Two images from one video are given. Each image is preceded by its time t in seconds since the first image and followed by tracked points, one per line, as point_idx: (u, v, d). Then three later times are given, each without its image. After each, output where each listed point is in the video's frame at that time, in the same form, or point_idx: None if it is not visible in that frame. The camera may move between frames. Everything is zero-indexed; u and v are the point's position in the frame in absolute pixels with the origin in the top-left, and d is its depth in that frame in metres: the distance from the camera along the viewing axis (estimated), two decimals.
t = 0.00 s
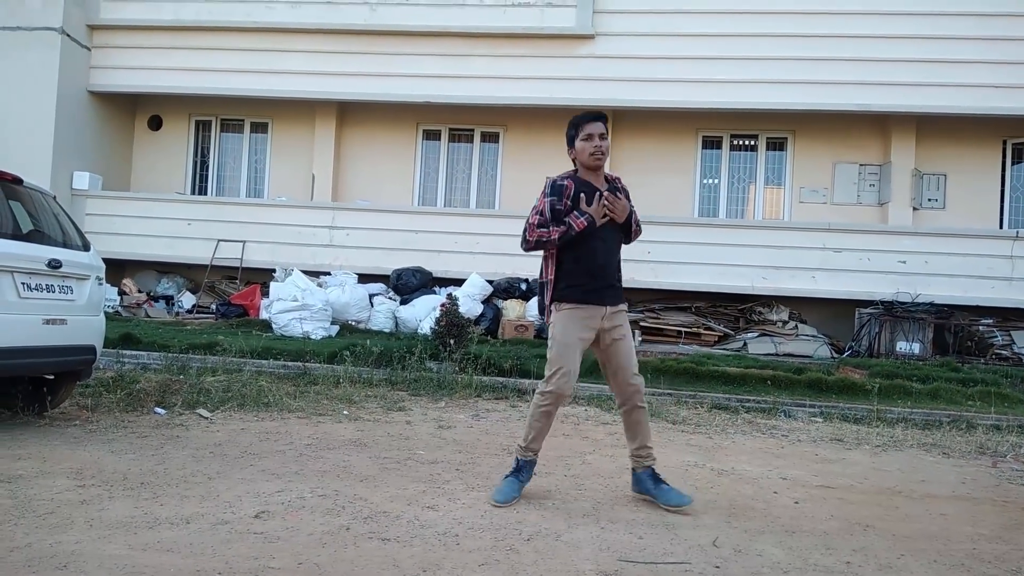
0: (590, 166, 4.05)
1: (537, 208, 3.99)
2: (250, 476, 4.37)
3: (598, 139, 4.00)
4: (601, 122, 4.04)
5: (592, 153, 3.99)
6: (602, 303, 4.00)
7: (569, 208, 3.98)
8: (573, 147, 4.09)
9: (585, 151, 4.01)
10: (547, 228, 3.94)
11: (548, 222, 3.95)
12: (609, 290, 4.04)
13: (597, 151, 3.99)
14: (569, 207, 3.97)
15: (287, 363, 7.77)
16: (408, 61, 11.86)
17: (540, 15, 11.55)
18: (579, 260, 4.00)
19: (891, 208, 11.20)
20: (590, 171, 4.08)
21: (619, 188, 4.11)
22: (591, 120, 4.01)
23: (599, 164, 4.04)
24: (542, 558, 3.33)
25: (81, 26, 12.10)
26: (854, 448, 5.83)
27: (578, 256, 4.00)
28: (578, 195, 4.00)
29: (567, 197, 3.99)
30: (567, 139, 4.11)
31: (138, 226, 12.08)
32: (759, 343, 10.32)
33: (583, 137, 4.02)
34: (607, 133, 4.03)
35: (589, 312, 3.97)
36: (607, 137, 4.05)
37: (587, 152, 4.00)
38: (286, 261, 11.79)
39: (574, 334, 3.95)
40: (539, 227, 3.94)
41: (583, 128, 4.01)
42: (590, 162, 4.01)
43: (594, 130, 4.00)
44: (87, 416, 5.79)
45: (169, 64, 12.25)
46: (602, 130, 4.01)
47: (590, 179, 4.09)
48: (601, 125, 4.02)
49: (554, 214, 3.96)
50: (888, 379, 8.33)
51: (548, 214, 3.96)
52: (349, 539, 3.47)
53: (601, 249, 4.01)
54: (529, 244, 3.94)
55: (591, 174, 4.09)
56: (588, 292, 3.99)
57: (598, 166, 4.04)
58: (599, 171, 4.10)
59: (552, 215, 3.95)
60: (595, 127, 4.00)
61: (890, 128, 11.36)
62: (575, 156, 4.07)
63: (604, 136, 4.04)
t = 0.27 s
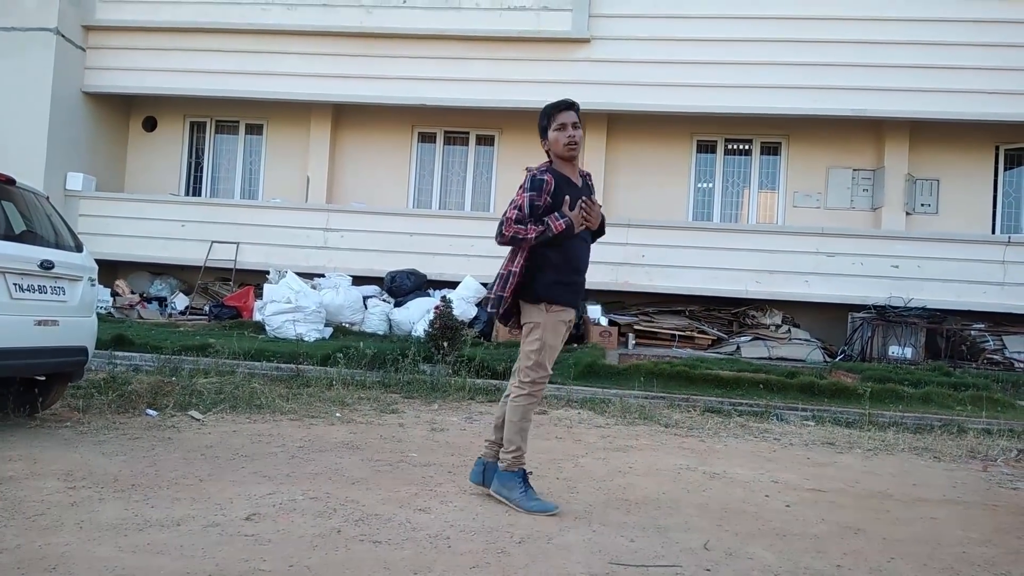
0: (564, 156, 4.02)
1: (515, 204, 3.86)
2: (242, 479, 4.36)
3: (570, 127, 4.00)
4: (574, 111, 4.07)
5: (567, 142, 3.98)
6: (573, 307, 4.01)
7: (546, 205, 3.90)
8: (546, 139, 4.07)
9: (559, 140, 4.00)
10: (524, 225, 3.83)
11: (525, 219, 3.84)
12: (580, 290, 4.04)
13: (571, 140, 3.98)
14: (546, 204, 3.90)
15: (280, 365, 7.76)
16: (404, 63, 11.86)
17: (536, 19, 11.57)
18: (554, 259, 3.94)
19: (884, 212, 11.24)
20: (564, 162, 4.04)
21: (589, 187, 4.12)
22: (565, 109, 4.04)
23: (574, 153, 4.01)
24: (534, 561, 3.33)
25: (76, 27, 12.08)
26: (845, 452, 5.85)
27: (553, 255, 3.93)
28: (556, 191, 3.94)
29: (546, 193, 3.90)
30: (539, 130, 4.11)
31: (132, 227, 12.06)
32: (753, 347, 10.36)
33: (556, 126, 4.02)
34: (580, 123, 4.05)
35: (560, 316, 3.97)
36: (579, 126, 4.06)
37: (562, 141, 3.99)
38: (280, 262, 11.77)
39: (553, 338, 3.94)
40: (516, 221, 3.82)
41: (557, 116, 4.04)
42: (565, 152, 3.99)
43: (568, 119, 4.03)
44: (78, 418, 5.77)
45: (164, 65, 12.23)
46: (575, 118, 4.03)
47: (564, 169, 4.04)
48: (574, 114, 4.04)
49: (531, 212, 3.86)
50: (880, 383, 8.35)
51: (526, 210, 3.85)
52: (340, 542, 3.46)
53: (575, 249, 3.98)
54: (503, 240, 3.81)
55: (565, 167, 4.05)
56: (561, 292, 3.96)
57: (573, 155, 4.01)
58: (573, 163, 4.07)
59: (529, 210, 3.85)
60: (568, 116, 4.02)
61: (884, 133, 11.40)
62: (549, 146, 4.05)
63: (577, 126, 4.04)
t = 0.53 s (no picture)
0: (555, 165, 4.08)
1: (516, 192, 3.85)
2: (242, 485, 4.36)
3: (565, 138, 4.02)
4: (568, 118, 4.05)
5: (560, 153, 4.03)
6: (550, 315, 3.99)
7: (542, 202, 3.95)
8: (540, 146, 4.07)
9: (552, 151, 4.04)
10: (520, 215, 3.83)
11: (521, 210, 3.84)
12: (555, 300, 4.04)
13: (563, 151, 4.02)
14: (543, 201, 3.95)
15: (279, 371, 7.76)
16: (402, 69, 11.89)
17: (533, 24, 11.58)
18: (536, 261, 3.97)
19: (883, 215, 11.26)
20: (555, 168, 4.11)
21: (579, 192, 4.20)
22: (560, 117, 4.01)
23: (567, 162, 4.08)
24: (533, 566, 3.33)
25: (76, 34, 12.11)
26: (846, 456, 5.85)
27: (537, 256, 3.97)
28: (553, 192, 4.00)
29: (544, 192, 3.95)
30: (533, 135, 4.09)
31: (132, 233, 12.07)
32: (752, 350, 10.39)
33: (549, 135, 4.03)
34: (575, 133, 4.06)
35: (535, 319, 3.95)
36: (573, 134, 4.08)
37: (556, 151, 4.03)
38: (280, 268, 11.78)
39: (534, 345, 3.93)
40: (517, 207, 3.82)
41: (551, 125, 4.01)
42: (558, 162, 4.04)
43: (562, 128, 4.01)
44: (78, 424, 5.77)
45: (163, 72, 12.26)
46: (570, 128, 4.03)
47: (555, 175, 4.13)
48: (568, 123, 4.04)
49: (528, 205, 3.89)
50: (880, 386, 8.35)
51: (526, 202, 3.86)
52: (340, 548, 3.47)
53: (557, 257, 4.02)
54: (500, 223, 3.75)
55: (556, 172, 4.12)
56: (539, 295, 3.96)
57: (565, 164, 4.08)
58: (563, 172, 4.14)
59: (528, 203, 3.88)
60: (563, 126, 4.01)
61: (882, 137, 11.43)
62: (541, 152, 4.07)
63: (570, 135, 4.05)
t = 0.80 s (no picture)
0: (527, 170, 4.11)
1: (487, 200, 3.91)
2: (240, 489, 4.36)
3: (542, 147, 4.04)
4: (549, 126, 4.06)
5: (535, 161, 4.05)
6: (552, 312, 3.98)
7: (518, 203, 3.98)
8: (517, 147, 4.08)
9: (526, 157, 4.06)
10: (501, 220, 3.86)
11: (501, 213, 3.89)
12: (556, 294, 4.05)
13: (538, 160, 4.05)
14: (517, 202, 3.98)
15: (278, 375, 7.76)
16: (401, 73, 11.91)
17: (532, 28, 11.60)
18: (530, 260, 3.98)
19: (881, 218, 11.28)
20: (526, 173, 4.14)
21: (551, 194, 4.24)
22: (542, 125, 4.02)
23: (539, 170, 4.11)
24: (532, 569, 3.33)
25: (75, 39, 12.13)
26: (845, 458, 5.85)
27: (529, 255, 3.98)
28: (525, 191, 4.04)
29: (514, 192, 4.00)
30: (512, 136, 4.09)
31: (132, 238, 12.09)
32: (752, 353, 10.38)
33: (527, 141, 4.04)
34: (554, 143, 4.08)
35: (542, 316, 3.94)
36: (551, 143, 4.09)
37: (531, 158, 4.05)
38: (279, 273, 11.78)
39: (531, 349, 3.94)
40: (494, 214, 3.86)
41: (531, 131, 4.02)
42: (531, 168, 4.06)
43: (542, 136, 4.02)
44: (76, 429, 5.77)
45: (161, 77, 12.27)
46: (548, 138, 4.04)
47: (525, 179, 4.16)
48: (548, 131, 4.05)
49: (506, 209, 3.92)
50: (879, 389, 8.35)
51: (501, 205, 3.91)
52: (338, 552, 3.47)
53: (549, 250, 4.04)
54: (485, 234, 3.81)
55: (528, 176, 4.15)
56: (541, 293, 3.97)
57: (537, 171, 4.11)
58: (536, 176, 4.16)
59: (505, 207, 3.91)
60: (542, 134, 4.02)
61: (880, 140, 11.45)
62: (517, 154, 4.09)
63: (548, 144, 4.07)
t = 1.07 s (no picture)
0: (517, 177, 4.09)
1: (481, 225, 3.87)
2: (240, 486, 4.36)
3: (532, 152, 4.03)
4: (539, 132, 4.07)
5: (525, 166, 4.03)
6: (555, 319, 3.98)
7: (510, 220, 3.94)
8: (508, 154, 4.07)
9: (517, 163, 4.04)
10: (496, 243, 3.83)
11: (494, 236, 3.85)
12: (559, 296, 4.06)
13: (529, 165, 4.03)
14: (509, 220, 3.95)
15: (279, 372, 7.77)
16: (401, 71, 11.89)
17: (532, 25, 11.59)
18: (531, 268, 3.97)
19: (882, 217, 11.28)
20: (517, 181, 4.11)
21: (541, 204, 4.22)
22: (532, 131, 4.03)
23: (529, 176, 4.09)
24: (531, 566, 3.34)
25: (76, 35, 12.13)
26: (843, 457, 5.85)
27: (526, 268, 3.96)
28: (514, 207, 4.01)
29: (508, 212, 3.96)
30: (503, 143, 4.10)
31: (132, 235, 12.09)
32: (752, 352, 10.37)
33: (517, 146, 4.04)
34: (544, 149, 4.08)
35: (550, 317, 3.95)
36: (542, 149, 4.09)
37: (521, 163, 4.03)
38: (279, 270, 11.78)
39: (544, 349, 3.93)
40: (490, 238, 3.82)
41: (521, 137, 4.03)
42: (521, 175, 4.04)
43: (532, 141, 4.03)
44: (76, 426, 5.77)
45: (161, 74, 12.26)
46: (538, 143, 4.04)
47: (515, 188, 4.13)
48: (538, 137, 4.05)
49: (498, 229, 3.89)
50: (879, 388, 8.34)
51: (497, 231, 3.86)
52: (337, 549, 3.47)
53: (545, 259, 4.03)
54: (485, 262, 3.79)
55: (518, 185, 4.12)
56: (545, 298, 3.97)
57: (528, 178, 4.09)
58: (525, 185, 4.13)
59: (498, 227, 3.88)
60: (533, 139, 4.03)
61: (881, 139, 11.45)
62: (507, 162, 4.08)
63: (539, 149, 4.07)
